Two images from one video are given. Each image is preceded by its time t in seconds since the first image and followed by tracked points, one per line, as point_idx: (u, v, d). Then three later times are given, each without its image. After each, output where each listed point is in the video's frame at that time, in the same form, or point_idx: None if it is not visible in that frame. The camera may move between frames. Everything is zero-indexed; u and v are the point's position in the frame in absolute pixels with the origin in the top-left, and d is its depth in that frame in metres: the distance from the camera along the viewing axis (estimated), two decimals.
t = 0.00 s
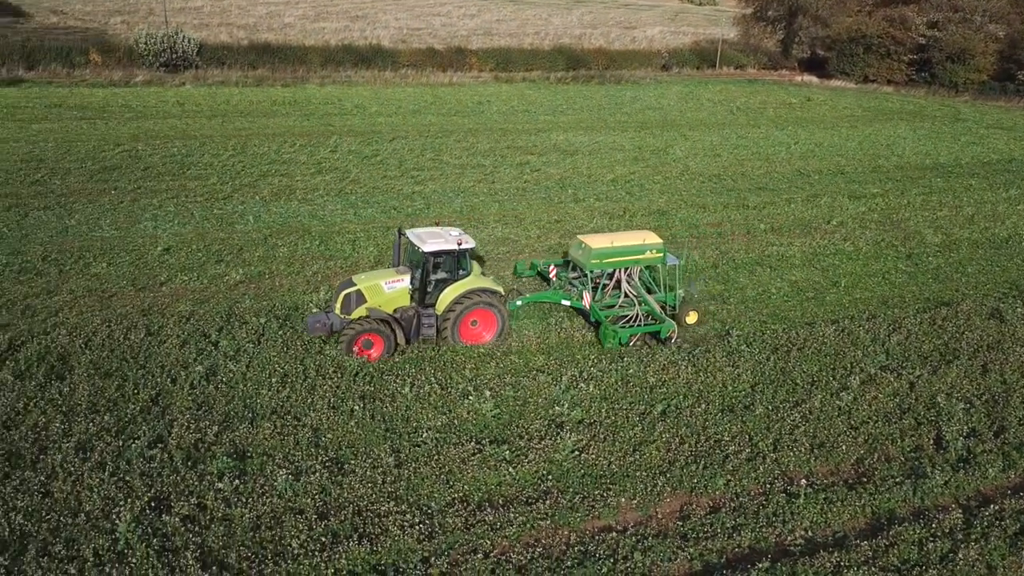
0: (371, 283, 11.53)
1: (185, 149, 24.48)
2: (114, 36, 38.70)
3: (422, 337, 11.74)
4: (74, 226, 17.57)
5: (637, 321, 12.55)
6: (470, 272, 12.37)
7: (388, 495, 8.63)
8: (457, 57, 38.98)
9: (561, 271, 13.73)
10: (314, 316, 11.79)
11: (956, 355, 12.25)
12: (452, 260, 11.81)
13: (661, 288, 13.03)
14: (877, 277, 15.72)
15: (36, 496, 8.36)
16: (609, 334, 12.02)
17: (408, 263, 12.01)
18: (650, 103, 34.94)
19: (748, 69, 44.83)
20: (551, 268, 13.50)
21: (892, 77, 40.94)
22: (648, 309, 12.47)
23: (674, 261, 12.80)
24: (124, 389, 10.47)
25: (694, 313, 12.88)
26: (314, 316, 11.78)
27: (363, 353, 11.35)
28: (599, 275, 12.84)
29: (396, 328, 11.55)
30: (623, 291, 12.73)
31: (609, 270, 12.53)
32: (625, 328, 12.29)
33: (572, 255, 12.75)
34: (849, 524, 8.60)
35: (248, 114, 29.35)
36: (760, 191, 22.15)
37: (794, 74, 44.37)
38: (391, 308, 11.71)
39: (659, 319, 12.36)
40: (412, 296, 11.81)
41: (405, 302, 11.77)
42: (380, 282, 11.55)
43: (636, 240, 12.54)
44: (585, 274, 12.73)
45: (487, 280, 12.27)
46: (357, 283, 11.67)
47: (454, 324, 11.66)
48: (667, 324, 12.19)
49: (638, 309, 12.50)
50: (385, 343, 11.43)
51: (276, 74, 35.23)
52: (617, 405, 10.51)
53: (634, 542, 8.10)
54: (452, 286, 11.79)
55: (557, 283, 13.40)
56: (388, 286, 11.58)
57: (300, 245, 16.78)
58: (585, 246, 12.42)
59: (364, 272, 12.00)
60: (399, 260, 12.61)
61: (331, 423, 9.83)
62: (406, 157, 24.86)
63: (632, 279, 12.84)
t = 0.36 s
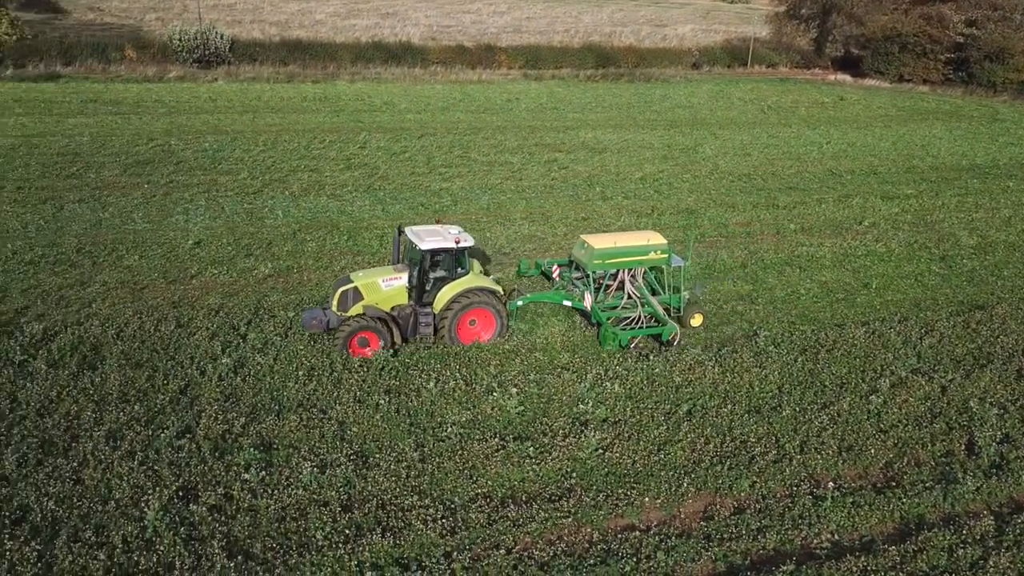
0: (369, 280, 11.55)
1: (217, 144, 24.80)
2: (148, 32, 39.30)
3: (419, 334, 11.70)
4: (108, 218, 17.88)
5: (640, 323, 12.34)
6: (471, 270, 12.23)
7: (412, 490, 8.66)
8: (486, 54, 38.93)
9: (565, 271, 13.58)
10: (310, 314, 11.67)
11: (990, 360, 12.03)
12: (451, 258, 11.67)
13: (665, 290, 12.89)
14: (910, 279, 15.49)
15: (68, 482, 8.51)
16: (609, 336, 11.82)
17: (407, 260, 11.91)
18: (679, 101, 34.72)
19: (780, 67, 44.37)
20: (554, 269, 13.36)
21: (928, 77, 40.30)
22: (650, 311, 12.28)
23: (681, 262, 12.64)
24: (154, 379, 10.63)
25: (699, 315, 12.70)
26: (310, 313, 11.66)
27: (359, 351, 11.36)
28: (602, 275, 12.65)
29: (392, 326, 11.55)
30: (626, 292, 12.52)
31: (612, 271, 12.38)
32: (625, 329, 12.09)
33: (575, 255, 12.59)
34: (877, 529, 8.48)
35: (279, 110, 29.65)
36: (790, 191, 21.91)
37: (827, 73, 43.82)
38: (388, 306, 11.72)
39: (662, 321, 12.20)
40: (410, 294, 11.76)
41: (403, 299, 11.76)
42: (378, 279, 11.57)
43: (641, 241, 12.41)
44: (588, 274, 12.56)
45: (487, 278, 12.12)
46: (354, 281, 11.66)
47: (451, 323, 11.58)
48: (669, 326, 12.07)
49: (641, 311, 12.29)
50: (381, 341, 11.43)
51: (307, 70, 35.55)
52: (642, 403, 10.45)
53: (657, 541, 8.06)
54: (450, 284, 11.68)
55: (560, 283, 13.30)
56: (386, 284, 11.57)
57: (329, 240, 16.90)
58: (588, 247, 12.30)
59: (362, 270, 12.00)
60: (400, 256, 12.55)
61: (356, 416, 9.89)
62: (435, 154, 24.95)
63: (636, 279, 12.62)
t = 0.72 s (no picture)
0: (368, 279, 11.44)
1: (250, 140, 25.07)
2: (184, 29, 39.87)
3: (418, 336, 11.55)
4: (143, 213, 18.15)
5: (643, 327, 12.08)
6: (472, 272, 12.08)
7: (438, 487, 8.68)
8: (517, 53, 38.88)
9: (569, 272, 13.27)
10: (310, 311, 11.80)
11: None
12: (451, 259, 11.53)
13: (672, 293, 12.59)
14: (946, 283, 15.23)
15: (101, 472, 8.65)
16: (610, 340, 11.51)
17: (406, 260, 11.76)
18: (711, 101, 34.43)
19: (814, 67, 43.84)
20: (559, 270, 13.12)
21: (968, 77, 39.58)
22: (654, 314, 12.08)
23: (687, 267, 12.31)
24: (185, 372, 10.77)
25: (706, 320, 12.56)
26: (310, 311, 11.79)
27: (355, 350, 11.31)
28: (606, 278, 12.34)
29: (391, 327, 11.44)
30: (630, 295, 12.30)
31: (616, 273, 12.03)
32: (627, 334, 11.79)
33: (579, 257, 12.26)
34: (909, 537, 8.34)
35: (311, 107, 29.90)
36: (823, 192, 21.63)
37: (862, 73, 43.22)
38: (388, 306, 11.57)
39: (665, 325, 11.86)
40: (409, 295, 11.61)
41: (402, 300, 11.61)
42: (377, 279, 11.44)
43: (646, 242, 12.04)
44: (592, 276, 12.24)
45: (488, 280, 11.95)
46: (354, 280, 11.59)
47: (450, 324, 11.43)
48: (672, 331, 11.72)
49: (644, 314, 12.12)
50: (379, 340, 11.34)
51: (339, 67, 35.81)
52: (669, 405, 10.38)
53: (683, 544, 7.99)
54: (450, 285, 11.53)
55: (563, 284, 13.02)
56: (385, 283, 11.44)
57: (359, 237, 17.00)
58: (592, 248, 11.93)
59: (364, 269, 11.92)
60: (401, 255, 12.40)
61: (384, 412, 9.95)
62: (465, 152, 25.00)
63: (640, 282, 12.39)
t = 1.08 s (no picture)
0: (367, 278, 11.42)
1: (282, 138, 25.32)
2: (219, 28, 40.38)
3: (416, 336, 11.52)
4: (176, 209, 18.41)
5: (645, 331, 11.97)
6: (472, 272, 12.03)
7: (463, 485, 8.69)
8: (548, 52, 38.83)
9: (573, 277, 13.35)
10: (308, 310, 11.75)
11: None
12: (451, 259, 11.46)
13: (677, 297, 12.41)
14: (982, 289, 14.96)
15: (132, 464, 8.79)
16: (610, 343, 11.42)
17: (406, 259, 11.72)
18: (743, 102, 34.13)
19: (849, 68, 43.27)
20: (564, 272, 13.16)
21: (1007, 79, 38.85)
22: (657, 318, 11.93)
23: (691, 270, 12.21)
24: (216, 367, 10.90)
25: (711, 324, 12.35)
26: (308, 310, 11.74)
27: (353, 350, 11.27)
28: (608, 281, 12.24)
29: (388, 327, 11.40)
30: (633, 299, 12.16)
31: (619, 276, 11.90)
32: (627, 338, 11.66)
33: (581, 260, 12.18)
34: (940, 546, 8.19)
35: (343, 105, 30.11)
36: (857, 195, 21.35)
37: (898, 74, 42.57)
38: (386, 306, 11.55)
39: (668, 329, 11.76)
40: (407, 295, 11.57)
41: (400, 300, 11.57)
42: (375, 278, 11.43)
43: (650, 245, 11.94)
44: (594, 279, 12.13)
45: (487, 280, 11.87)
46: (352, 279, 11.58)
47: (447, 325, 11.38)
48: (674, 335, 11.64)
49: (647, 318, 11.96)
50: (376, 340, 11.30)
51: (370, 67, 36.02)
52: (696, 408, 10.31)
53: (709, 549, 7.93)
54: (449, 285, 11.47)
55: (567, 286, 13.07)
56: (384, 282, 11.42)
57: (387, 236, 17.11)
58: (594, 251, 11.84)
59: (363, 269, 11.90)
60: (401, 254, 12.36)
61: (410, 410, 9.99)
62: (494, 151, 25.03)
63: (644, 286, 12.24)
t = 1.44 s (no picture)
0: (366, 276, 11.45)
1: (312, 135, 25.51)
2: (250, 26, 40.74)
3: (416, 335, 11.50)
4: (209, 204, 18.63)
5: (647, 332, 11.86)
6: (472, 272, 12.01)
7: (491, 481, 8.71)
8: (577, 51, 38.71)
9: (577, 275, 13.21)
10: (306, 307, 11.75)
11: None
12: (449, 257, 11.49)
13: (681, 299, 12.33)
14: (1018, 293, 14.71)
15: (165, 454, 8.92)
16: (610, 344, 11.34)
17: (406, 259, 11.78)
18: (774, 102, 33.81)
19: (882, 69, 42.70)
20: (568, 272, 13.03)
21: None
22: (660, 319, 11.86)
23: (696, 271, 12.13)
24: (247, 360, 11.02)
25: (715, 326, 12.15)
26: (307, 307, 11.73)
27: (351, 347, 11.22)
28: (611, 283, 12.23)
29: (387, 326, 11.37)
30: (636, 300, 12.10)
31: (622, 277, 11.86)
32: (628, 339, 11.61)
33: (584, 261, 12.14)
34: (974, 553, 8.06)
35: (373, 103, 30.27)
36: (890, 197, 21.07)
37: (933, 75, 41.94)
38: (386, 305, 11.57)
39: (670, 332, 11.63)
40: (407, 294, 11.58)
41: (400, 299, 11.58)
42: (375, 276, 11.46)
43: (653, 246, 11.89)
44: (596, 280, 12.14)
45: (487, 281, 11.84)
46: (351, 277, 11.58)
47: (446, 324, 11.33)
48: (676, 337, 11.50)
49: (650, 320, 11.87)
50: (374, 338, 11.24)
51: (400, 64, 36.16)
52: (725, 409, 10.25)
53: (737, 550, 7.89)
54: (448, 283, 11.47)
55: (570, 285, 12.89)
56: (383, 281, 11.45)
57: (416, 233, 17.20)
58: (597, 251, 11.81)
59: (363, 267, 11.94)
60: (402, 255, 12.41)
61: (438, 406, 10.03)
62: (523, 150, 25.02)
63: (647, 288, 12.20)
